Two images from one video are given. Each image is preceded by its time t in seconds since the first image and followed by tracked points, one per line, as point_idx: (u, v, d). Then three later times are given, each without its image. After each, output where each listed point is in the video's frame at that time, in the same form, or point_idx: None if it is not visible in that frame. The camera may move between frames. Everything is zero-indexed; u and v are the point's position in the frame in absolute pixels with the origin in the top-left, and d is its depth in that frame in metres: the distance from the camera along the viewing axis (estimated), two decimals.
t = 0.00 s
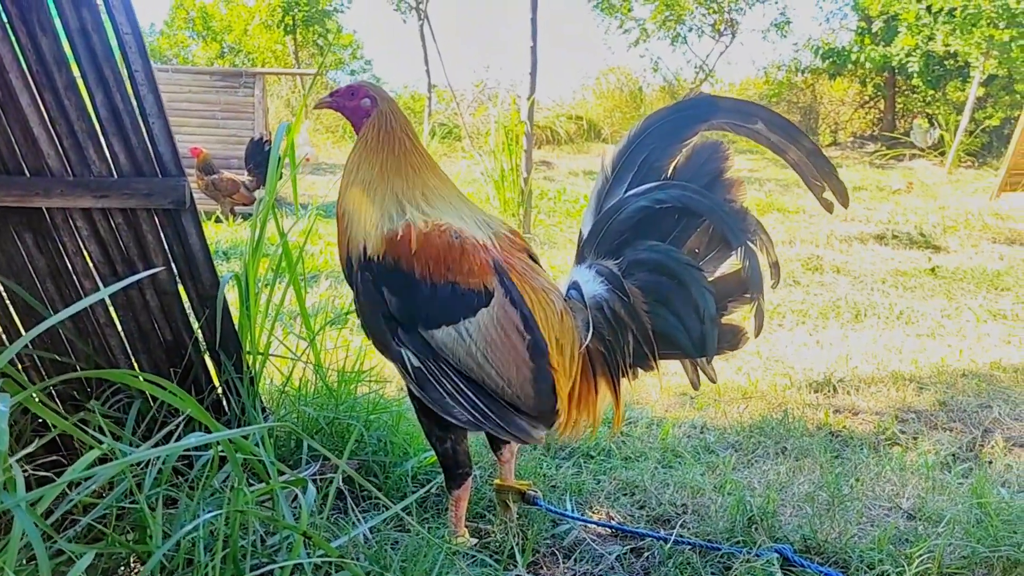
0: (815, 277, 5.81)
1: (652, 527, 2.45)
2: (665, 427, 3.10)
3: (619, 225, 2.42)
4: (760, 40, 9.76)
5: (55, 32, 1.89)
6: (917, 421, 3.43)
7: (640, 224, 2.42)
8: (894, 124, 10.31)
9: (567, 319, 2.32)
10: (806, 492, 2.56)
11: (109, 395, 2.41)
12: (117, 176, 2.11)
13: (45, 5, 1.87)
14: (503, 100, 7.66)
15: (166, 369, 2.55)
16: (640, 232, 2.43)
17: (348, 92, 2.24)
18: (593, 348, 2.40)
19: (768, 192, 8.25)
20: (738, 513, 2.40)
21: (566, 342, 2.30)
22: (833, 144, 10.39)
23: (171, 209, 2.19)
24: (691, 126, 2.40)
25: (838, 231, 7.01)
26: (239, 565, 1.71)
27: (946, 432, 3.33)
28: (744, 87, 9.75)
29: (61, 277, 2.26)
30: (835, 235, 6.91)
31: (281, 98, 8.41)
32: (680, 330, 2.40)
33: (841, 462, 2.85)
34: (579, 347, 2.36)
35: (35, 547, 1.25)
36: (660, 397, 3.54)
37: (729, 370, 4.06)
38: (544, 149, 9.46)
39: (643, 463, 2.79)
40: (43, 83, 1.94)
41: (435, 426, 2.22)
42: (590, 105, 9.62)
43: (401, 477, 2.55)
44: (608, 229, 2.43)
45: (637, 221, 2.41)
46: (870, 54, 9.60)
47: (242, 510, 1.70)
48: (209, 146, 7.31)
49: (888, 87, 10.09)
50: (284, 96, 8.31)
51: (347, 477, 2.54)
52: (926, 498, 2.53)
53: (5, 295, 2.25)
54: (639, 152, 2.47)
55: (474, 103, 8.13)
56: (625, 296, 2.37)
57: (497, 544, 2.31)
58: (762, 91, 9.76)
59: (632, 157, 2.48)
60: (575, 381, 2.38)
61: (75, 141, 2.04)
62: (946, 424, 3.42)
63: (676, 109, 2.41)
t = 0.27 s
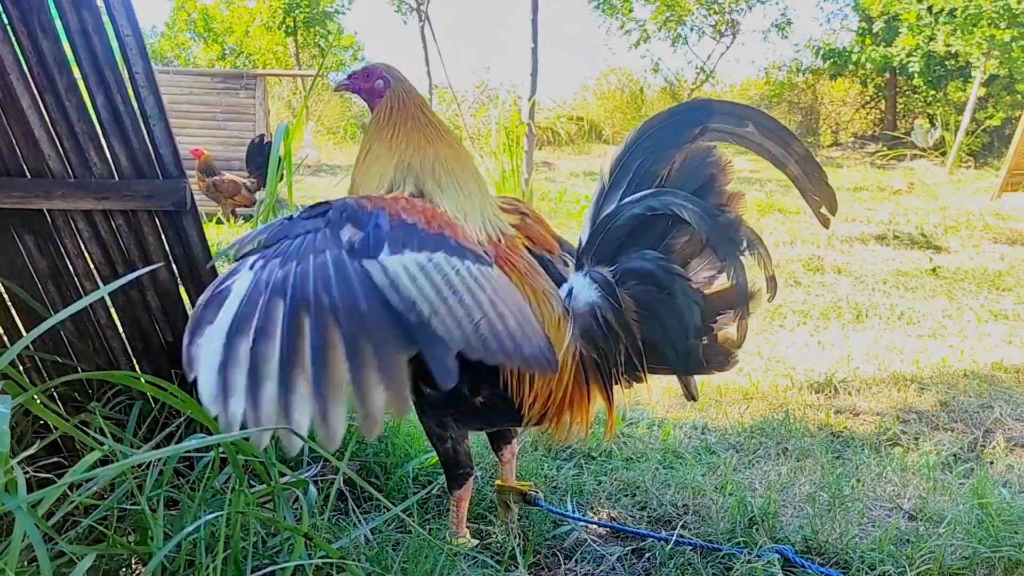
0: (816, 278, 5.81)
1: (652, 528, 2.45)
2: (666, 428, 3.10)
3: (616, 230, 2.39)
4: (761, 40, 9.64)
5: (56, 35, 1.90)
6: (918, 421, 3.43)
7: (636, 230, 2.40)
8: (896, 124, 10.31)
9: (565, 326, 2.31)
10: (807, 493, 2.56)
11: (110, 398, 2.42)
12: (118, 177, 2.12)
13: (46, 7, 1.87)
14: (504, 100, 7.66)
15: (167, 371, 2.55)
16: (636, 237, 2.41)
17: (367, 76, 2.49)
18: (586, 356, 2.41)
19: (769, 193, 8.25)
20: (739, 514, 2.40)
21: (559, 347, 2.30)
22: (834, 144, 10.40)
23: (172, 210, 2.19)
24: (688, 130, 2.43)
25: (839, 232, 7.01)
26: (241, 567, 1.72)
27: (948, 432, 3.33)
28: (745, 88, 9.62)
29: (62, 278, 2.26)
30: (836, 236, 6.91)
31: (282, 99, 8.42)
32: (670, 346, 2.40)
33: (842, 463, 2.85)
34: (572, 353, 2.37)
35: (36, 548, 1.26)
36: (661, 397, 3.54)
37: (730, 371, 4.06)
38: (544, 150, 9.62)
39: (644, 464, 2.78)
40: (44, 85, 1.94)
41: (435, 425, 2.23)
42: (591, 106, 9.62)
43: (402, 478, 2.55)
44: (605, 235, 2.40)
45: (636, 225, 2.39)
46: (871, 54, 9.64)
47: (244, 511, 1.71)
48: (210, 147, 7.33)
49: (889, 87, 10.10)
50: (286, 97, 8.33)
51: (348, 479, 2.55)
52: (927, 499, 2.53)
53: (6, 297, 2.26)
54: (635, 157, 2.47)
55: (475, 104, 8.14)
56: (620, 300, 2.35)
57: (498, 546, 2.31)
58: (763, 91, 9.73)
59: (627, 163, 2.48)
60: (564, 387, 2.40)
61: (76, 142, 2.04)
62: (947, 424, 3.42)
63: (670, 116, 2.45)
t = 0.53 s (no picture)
0: (816, 279, 5.81)
1: (652, 530, 2.45)
2: (666, 430, 3.10)
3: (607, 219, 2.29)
4: (760, 40, 9.65)
5: (57, 40, 1.91)
6: (918, 423, 3.43)
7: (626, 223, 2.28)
8: (896, 124, 10.31)
9: (555, 321, 2.32)
10: (806, 494, 2.56)
11: (111, 402, 2.42)
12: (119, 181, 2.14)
13: (47, 12, 1.89)
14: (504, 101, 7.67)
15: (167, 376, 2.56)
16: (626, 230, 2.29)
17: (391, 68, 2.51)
18: (574, 351, 2.38)
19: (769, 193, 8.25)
20: (738, 515, 2.41)
21: (550, 340, 2.31)
22: (834, 145, 10.40)
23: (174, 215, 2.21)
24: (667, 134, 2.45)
25: (840, 233, 7.01)
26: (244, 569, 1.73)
27: (948, 433, 3.33)
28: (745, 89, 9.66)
29: (63, 282, 2.26)
30: (837, 236, 6.91)
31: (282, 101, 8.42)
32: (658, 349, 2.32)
33: (842, 464, 2.85)
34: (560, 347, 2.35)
35: (36, 554, 1.26)
36: (661, 399, 3.54)
37: (730, 372, 4.07)
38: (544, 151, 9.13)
39: (644, 466, 2.79)
40: (45, 88, 1.94)
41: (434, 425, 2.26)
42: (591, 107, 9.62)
43: (402, 481, 2.56)
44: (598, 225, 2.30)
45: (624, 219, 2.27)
46: (871, 55, 9.58)
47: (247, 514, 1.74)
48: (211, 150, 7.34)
49: (889, 88, 10.09)
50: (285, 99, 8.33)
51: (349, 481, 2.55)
52: (926, 500, 2.53)
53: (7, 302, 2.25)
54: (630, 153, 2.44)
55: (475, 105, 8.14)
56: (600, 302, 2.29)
57: (499, 548, 2.31)
58: (763, 92, 9.70)
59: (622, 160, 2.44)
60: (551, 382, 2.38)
61: (77, 146, 2.04)
62: (947, 425, 3.42)
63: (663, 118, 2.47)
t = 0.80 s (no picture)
0: (814, 280, 5.83)
1: (649, 535, 2.49)
2: (663, 434, 3.13)
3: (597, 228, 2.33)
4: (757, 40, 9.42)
5: (57, 60, 1.92)
6: (913, 424, 3.46)
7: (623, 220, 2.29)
8: (893, 123, 10.33)
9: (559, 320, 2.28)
10: (800, 498, 2.59)
11: (114, 414, 2.46)
12: (120, 197, 2.16)
13: (47, 32, 1.90)
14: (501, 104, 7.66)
15: (169, 388, 2.60)
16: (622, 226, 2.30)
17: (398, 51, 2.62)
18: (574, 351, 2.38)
19: (767, 194, 8.27)
20: (734, 520, 2.44)
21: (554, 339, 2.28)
22: (832, 144, 10.42)
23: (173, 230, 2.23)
24: (663, 135, 2.46)
25: (837, 233, 7.03)
26: None
27: (943, 435, 3.36)
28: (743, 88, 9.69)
29: (65, 296, 2.30)
30: (834, 237, 6.93)
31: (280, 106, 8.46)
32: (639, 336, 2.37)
33: (838, 467, 2.88)
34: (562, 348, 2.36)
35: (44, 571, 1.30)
36: (659, 403, 3.57)
37: (728, 375, 4.09)
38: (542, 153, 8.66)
39: (641, 471, 2.82)
40: (46, 108, 1.97)
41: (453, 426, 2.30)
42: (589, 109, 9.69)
43: (402, 489, 2.59)
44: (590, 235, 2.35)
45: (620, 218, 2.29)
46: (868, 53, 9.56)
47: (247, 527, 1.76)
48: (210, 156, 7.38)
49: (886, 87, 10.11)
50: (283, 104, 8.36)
51: (349, 490, 2.58)
52: (920, 503, 2.56)
53: (12, 316, 2.29)
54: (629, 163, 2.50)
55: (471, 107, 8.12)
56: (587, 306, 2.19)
57: (498, 556, 2.35)
58: (761, 91, 9.74)
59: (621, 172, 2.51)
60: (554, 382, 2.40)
61: (78, 163, 2.08)
62: (942, 427, 3.45)
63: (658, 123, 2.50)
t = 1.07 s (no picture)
0: (818, 279, 5.83)
1: (656, 538, 2.50)
2: (669, 436, 3.14)
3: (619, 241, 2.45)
4: (760, 39, 9.58)
5: (66, 73, 1.94)
6: (918, 424, 3.47)
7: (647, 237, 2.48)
8: (896, 121, 10.33)
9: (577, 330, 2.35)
10: (806, 499, 2.61)
11: (123, 421, 2.47)
12: (128, 207, 2.19)
13: (56, 45, 1.91)
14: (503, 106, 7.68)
15: (178, 394, 2.62)
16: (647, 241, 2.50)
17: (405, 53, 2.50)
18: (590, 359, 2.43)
19: (770, 193, 8.28)
20: (741, 521, 2.45)
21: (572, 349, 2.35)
22: (835, 142, 10.42)
23: (181, 238, 2.25)
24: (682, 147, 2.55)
25: (841, 232, 7.04)
26: None
27: (948, 434, 3.37)
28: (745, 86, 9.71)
29: (75, 305, 2.32)
30: (838, 235, 6.94)
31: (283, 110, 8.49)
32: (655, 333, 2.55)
33: (843, 467, 2.89)
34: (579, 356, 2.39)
35: None
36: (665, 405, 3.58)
37: (733, 375, 4.10)
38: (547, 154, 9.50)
39: (647, 473, 2.83)
40: (56, 120, 1.99)
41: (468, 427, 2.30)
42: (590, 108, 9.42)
43: (410, 494, 2.61)
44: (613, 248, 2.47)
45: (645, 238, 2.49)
46: (870, 52, 9.61)
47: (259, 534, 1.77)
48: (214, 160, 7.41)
49: (889, 85, 10.12)
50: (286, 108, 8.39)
51: (358, 494, 2.61)
52: (926, 502, 2.58)
53: (22, 325, 2.31)
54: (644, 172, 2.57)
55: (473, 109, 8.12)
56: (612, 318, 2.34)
57: (507, 559, 2.37)
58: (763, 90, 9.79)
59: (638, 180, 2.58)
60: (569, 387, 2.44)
61: (88, 174, 2.10)
62: (948, 426, 3.46)
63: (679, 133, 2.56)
